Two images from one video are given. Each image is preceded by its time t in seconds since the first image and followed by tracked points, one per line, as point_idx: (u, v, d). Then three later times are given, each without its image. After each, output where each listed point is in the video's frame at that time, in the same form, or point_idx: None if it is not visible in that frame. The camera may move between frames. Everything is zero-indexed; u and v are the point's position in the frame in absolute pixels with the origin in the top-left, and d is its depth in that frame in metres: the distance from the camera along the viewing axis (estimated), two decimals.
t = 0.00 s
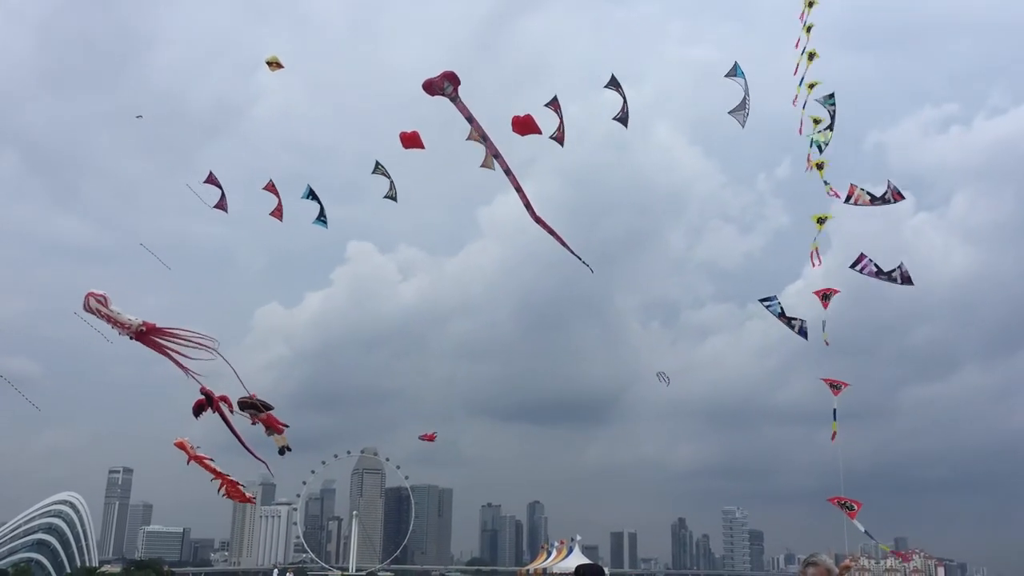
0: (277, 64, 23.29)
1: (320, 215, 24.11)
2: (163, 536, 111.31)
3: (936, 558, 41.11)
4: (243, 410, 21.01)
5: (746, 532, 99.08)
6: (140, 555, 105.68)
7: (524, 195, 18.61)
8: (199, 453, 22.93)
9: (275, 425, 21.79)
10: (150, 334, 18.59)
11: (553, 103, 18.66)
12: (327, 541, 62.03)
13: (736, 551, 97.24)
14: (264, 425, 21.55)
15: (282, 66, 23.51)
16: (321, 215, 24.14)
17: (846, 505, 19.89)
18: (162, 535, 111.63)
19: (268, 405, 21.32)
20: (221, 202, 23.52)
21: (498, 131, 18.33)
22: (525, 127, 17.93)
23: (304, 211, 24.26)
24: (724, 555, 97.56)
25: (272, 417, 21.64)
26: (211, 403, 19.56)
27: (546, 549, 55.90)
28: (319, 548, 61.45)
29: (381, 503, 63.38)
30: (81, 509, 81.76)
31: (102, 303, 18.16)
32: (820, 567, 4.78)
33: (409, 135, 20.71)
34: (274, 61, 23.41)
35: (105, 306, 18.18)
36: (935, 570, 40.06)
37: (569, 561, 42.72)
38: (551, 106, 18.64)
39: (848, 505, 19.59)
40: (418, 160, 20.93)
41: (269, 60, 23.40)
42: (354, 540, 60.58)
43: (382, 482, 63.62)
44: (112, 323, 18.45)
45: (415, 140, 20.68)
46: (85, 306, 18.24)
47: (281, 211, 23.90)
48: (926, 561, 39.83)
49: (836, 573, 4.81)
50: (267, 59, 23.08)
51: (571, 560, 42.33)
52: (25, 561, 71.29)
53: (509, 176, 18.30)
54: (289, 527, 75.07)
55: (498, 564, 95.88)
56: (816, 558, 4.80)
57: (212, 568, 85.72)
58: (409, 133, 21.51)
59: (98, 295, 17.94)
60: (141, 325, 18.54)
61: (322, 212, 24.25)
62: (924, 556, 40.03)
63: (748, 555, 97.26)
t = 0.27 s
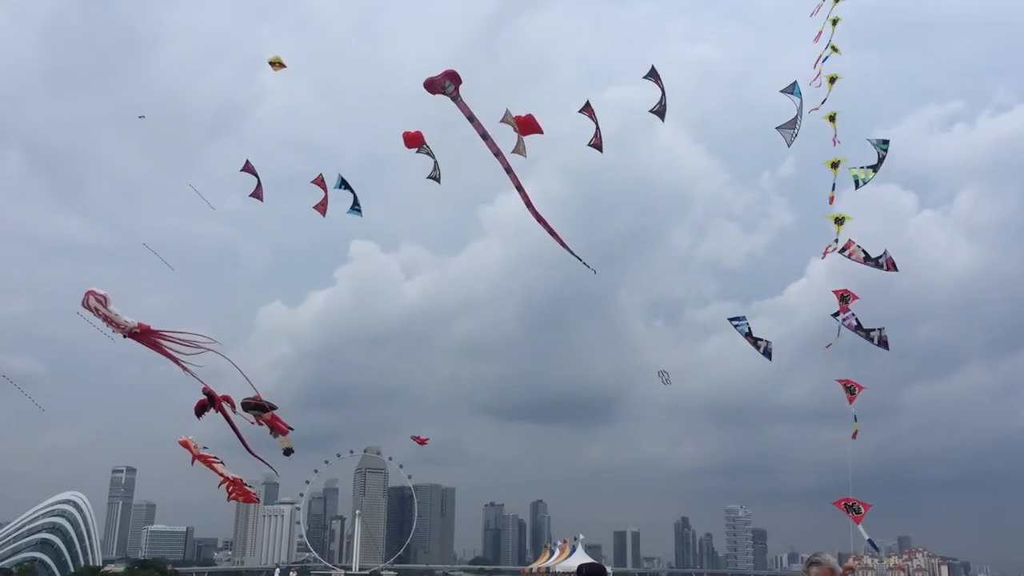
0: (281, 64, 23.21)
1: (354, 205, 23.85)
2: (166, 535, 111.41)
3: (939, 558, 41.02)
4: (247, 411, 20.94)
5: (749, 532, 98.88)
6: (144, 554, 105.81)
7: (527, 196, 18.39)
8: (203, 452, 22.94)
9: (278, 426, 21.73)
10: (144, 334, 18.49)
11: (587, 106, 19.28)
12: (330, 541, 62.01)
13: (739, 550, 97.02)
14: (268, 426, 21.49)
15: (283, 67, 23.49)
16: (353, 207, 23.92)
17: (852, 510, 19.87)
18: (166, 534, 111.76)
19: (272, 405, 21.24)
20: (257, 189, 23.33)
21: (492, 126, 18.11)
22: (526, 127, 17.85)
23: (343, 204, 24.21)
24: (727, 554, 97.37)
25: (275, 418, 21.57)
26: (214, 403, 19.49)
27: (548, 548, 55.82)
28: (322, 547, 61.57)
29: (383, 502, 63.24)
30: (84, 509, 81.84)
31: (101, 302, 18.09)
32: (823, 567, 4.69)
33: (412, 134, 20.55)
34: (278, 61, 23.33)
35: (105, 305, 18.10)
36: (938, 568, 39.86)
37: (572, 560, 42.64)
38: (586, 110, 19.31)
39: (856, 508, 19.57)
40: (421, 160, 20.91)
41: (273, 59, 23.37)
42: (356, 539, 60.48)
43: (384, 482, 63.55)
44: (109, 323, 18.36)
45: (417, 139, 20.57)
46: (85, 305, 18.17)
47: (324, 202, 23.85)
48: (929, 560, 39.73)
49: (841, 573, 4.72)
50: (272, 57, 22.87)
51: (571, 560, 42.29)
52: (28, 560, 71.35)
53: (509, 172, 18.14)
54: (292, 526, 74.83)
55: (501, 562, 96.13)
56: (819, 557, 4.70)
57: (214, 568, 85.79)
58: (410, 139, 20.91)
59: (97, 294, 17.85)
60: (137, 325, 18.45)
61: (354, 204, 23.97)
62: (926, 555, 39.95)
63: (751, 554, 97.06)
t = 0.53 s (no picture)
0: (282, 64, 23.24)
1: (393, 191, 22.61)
2: (171, 534, 111.56)
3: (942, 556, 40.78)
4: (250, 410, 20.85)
5: (753, 532, 98.48)
6: (149, 553, 106.02)
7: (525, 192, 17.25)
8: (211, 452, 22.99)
9: (283, 426, 21.64)
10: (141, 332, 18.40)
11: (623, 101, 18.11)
12: (335, 539, 62.09)
13: (743, 550, 96.77)
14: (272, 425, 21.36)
15: (287, 66, 23.48)
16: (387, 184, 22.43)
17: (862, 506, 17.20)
18: (171, 534, 111.89)
19: (276, 405, 21.13)
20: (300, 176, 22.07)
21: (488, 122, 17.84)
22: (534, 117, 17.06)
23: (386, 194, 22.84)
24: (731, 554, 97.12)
25: (280, 417, 21.44)
26: (217, 402, 19.51)
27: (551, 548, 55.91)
28: (327, 545, 61.54)
29: (388, 500, 63.36)
30: (89, 507, 82.03)
31: (105, 301, 18.12)
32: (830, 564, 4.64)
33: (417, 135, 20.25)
34: (281, 63, 23.40)
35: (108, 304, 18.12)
36: (943, 568, 39.69)
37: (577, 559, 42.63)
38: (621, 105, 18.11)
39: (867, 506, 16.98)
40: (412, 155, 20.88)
41: (277, 62, 23.39)
42: (361, 537, 60.62)
43: (389, 481, 63.51)
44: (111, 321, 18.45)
45: (423, 139, 20.03)
46: (90, 302, 18.21)
47: (364, 197, 22.65)
48: (934, 559, 39.61)
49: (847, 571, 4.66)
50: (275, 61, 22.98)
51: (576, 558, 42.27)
52: (33, 559, 71.55)
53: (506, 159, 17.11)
54: (296, 525, 74.89)
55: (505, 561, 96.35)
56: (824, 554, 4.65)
57: (220, 567, 85.90)
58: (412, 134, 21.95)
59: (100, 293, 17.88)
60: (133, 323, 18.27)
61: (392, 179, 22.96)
62: (931, 554, 39.71)
63: (755, 554, 96.73)
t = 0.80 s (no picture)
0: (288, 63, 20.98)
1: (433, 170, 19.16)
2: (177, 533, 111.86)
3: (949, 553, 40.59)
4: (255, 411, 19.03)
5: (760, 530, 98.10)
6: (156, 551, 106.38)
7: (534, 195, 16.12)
8: (217, 448, 21.70)
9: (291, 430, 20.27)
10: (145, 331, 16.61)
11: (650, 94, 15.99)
12: (341, 537, 62.10)
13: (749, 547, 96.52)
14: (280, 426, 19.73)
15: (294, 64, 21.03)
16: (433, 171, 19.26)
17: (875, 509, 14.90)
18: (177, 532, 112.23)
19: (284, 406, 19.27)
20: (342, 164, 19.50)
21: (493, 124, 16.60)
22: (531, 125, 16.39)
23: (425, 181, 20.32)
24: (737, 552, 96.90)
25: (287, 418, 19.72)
26: (220, 401, 19.41)
27: (559, 545, 55.61)
28: (332, 543, 61.69)
29: (393, 499, 62.91)
30: (97, 506, 82.32)
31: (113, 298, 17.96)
32: (836, 563, 4.56)
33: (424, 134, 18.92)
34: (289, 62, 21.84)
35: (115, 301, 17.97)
36: (949, 565, 39.45)
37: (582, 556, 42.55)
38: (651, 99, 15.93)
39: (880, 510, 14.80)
40: (431, 161, 19.14)
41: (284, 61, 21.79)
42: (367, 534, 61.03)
43: (394, 478, 63.37)
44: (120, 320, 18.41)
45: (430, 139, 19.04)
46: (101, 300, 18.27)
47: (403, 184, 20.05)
48: (940, 556, 39.37)
49: (851, 569, 4.59)
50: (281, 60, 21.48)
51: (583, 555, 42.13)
52: (41, 557, 71.78)
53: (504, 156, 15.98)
54: (302, 523, 75.05)
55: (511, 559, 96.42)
56: (829, 552, 4.58)
57: (226, 565, 86.02)
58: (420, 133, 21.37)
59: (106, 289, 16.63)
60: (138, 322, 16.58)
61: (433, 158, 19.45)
62: (937, 551, 39.50)
63: (761, 551, 96.46)
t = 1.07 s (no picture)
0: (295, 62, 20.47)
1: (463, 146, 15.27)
2: (184, 529, 112.34)
3: (957, 548, 40.42)
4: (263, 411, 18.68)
5: (767, 524, 97.97)
6: (163, 548, 106.83)
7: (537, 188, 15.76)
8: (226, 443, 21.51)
9: (299, 425, 19.88)
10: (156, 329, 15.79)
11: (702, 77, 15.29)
12: (347, 533, 62.26)
13: (756, 542, 96.46)
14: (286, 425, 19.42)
15: (299, 64, 20.61)
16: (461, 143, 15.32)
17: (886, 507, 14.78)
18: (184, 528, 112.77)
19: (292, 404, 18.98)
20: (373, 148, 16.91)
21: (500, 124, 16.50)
22: (535, 120, 16.24)
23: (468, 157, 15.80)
24: (744, 546, 96.87)
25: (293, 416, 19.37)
26: (228, 398, 19.37)
27: (566, 541, 55.58)
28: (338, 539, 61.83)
29: (400, 495, 63.43)
30: (104, 502, 82.63)
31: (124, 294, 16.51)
32: (842, 559, 4.25)
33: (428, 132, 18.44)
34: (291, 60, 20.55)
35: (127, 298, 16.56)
36: (956, 560, 39.30)
37: (589, 552, 42.54)
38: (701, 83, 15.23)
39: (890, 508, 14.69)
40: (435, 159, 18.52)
41: (286, 57, 20.65)
42: (373, 531, 60.99)
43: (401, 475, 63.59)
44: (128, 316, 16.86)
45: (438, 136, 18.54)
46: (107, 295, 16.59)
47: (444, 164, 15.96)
48: (947, 551, 39.17)
49: (861, 568, 4.27)
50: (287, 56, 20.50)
51: (591, 550, 42.04)
52: (49, 554, 72.10)
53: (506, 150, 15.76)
54: (310, 519, 75.26)
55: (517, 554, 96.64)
56: (836, 548, 4.27)
57: (233, 561, 86.38)
58: (422, 130, 21.34)
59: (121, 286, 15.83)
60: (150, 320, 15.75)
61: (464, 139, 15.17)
62: (944, 545, 39.29)
63: (768, 546, 96.47)
